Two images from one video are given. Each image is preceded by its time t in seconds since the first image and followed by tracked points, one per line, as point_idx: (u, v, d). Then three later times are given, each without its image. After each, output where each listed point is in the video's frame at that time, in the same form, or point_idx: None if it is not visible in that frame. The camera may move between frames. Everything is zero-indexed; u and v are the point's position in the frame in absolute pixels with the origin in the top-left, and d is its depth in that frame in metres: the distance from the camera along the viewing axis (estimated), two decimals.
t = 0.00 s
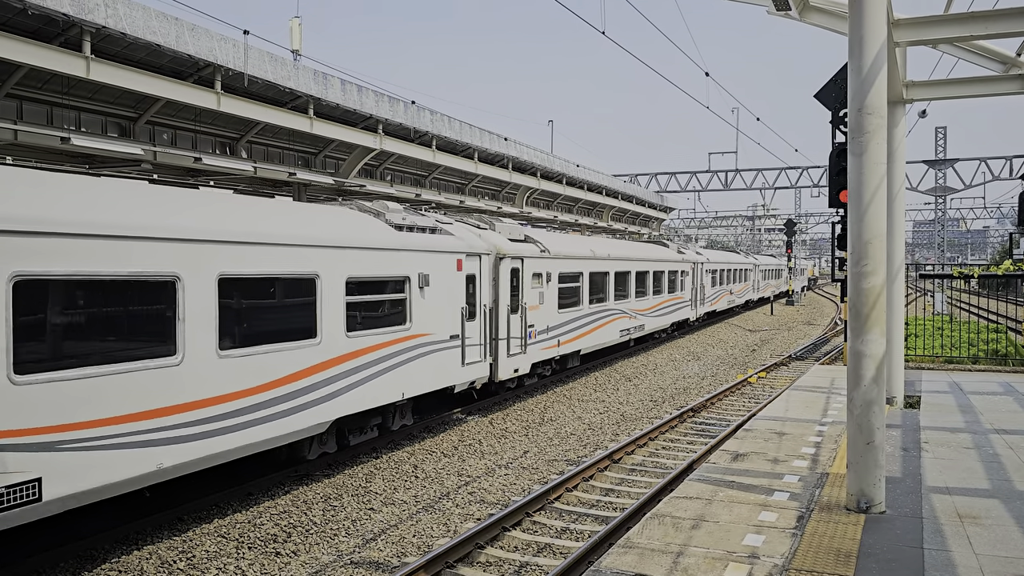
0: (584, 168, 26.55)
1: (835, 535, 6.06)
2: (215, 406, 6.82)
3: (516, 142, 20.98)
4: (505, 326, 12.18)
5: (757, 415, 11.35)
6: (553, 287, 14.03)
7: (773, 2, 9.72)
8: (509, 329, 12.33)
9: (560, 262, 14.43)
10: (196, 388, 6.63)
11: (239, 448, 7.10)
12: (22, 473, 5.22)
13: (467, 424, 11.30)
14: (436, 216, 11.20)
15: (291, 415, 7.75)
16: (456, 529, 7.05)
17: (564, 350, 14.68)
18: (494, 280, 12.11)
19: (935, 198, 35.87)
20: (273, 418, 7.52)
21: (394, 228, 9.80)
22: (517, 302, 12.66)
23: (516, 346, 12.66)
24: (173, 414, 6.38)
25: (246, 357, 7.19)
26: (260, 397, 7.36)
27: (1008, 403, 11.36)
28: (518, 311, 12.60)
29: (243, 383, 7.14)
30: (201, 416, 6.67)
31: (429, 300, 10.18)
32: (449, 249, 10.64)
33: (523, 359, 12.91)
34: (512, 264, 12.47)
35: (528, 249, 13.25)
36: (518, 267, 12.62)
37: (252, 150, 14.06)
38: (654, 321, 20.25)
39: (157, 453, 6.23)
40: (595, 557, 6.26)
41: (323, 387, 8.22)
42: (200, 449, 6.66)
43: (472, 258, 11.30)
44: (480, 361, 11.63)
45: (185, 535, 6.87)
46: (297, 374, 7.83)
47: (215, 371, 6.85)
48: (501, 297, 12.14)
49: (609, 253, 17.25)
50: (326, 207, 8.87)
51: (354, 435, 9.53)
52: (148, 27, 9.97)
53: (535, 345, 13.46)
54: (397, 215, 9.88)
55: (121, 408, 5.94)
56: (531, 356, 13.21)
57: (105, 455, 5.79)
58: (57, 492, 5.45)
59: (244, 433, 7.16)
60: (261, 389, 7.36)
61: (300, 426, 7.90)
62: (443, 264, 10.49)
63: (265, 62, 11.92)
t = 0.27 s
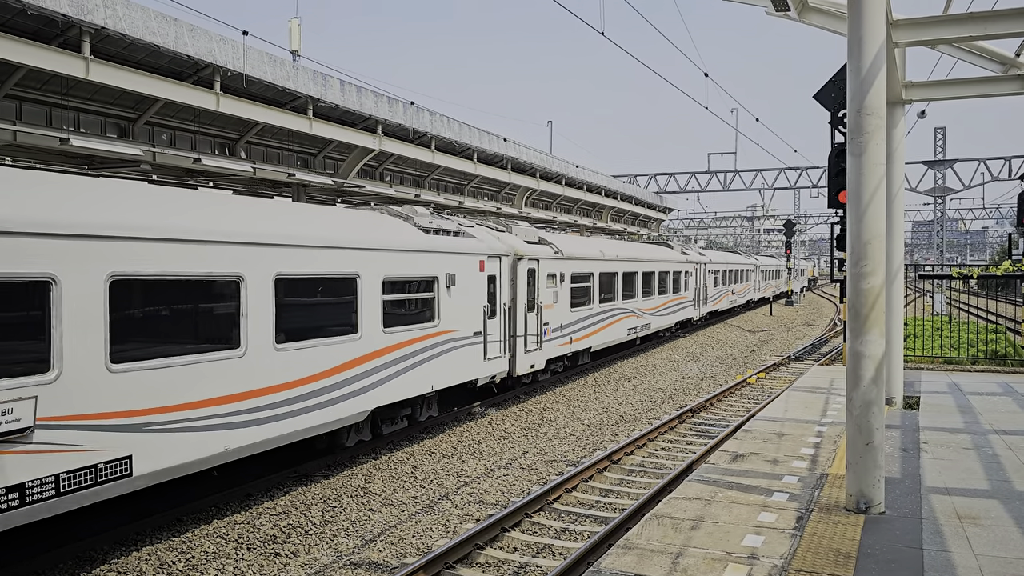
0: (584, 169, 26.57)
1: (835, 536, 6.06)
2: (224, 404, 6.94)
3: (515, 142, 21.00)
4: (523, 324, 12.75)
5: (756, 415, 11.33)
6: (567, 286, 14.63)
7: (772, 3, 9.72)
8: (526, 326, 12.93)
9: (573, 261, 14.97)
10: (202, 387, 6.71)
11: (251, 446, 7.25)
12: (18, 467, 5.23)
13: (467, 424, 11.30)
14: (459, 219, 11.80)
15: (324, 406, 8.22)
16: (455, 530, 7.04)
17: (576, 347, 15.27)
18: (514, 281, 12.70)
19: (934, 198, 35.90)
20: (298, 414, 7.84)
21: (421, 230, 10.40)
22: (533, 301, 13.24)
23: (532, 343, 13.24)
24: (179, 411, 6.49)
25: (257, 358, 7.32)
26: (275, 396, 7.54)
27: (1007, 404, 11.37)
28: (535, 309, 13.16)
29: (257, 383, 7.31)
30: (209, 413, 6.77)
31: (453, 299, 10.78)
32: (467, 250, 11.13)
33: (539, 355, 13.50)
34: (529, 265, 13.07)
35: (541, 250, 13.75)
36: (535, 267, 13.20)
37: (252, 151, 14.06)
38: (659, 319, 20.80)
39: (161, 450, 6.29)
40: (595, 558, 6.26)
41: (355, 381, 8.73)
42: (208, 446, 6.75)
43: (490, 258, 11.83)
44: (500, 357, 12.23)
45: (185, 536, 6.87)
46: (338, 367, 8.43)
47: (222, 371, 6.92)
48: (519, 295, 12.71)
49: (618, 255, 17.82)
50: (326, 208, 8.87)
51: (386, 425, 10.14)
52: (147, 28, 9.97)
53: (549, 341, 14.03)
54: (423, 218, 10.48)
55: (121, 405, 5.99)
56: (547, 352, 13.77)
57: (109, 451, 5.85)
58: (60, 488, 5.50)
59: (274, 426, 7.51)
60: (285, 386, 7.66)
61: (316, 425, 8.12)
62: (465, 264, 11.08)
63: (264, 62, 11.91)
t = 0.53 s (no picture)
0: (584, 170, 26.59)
1: (834, 537, 6.05)
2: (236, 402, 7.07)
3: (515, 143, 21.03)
4: (540, 322, 13.39)
5: (755, 416, 11.32)
6: (579, 286, 15.26)
7: (772, 4, 9.72)
8: (543, 324, 13.56)
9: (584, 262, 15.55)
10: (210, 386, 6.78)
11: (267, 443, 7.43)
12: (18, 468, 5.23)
13: (466, 426, 11.29)
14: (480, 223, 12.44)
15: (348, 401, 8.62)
16: (455, 531, 7.04)
17: (589, 345, 15.87)
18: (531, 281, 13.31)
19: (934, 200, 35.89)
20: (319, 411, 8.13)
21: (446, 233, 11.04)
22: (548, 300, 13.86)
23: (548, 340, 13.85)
24: (191, 409, 6.58)
25: (268, 356, 7.46)
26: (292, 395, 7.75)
27: (1006, 405, 11.37)
28: (550, 308, 13.74)
29: (273, 381, 7.51)
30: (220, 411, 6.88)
31: (477, 299, 11.41)
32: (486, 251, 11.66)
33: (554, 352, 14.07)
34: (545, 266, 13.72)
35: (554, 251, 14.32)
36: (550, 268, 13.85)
37: (252, 152, 14.07)
38: (665, 319, 21.38)
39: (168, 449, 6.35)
40: (595, 559, 6.26)
41: (380, 377, 9.19)
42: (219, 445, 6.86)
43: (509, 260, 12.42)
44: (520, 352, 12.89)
45: (184, 537, 6.86)
46: (374, 361, 9.08)
47: (231, 370, 7.02)
48: (536, 295, 13.29)
49: (625, 255, 18.40)
50: (325, 209, 8.87)
51: (416, 416, 10.77)
52: (147, 29, 9.97)
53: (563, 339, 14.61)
54: (448, 222, 11.12)
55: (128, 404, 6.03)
56: (561, 350, 14.36)
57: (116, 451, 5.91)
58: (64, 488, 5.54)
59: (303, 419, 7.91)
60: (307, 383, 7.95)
61: (344, 418, 8.56)
62: (487, 265, 11.70)
63: (264, 63, 11.92)
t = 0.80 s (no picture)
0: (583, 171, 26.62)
1: (834, 538, 6.05)
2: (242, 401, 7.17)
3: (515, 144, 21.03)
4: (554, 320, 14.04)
5: (755, 417, 11.32)
6: (590, 287, 15.90)
7: (772, 5, 9.73)
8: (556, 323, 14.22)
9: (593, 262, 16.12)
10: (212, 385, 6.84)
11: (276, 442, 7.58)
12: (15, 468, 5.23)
13: (466, 427, 11.29)
14: (499, 226, 13.09)
15: (363, 399, 8.90)
16: (454, 532, 7.03)
17: (598, 343, 16.51)
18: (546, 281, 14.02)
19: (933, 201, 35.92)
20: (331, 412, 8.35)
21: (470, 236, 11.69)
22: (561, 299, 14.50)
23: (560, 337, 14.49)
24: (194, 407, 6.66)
25: (275, 356, 7.57)
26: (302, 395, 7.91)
27: (1006, 405, 11.37)
28: (564, 306, 14.43)
29: (304, 376, 7.94)
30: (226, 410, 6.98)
31: (497, 299, 12.04)
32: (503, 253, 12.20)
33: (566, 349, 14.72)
34: (558, 267, 14.35)
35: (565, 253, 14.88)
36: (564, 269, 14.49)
37: (252, 153, 14.08)
38: (670, 318, 22.11)
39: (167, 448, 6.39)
40: (595, 560, 6.26)
41: (394, 376, 9.49)
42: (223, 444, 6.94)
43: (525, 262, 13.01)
44: (537, 349, 13.56)
45: (184, 538, 6.86)
46: (403, 358, 9.66)
47: (234, 370, 7.09)
48: (550, 294, 13.98)
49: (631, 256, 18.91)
50: (325, 210, 8.87)
51: (442, 408, 11.44)
52: (147, 30, 9.97)
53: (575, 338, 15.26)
54: (471, 226, 11.71)
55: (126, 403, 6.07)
56: (573, 347, 15.04)
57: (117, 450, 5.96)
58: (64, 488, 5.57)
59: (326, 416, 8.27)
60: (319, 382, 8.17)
61: (380, 408, 9.21)
62: (506, 267, 12.32)
63: (263, 64, 11.93)
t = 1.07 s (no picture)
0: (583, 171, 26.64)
1: (834, 538, 6.05)
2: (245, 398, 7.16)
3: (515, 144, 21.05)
4: (568, 318, 14.64)
5: (755, 417, 11.31)
6: (600, 285, 16.52)
7: (772, 5, 9.73)
8: (569, 321, 14.85)
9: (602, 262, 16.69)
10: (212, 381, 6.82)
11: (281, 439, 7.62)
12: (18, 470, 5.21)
13: (466, 426, 11.30)
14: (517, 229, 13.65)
15: (366, 396, 8.94)
16: (454, 532, 7.03)
17: (607, 340, 17.21)
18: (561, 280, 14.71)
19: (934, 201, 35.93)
20: (333, 407, 8.36)
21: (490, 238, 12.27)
22: (573, 298, 15.12)
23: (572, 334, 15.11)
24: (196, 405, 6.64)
25: (303, 351, 7.91)
26: (304, 390, 7.92)
27: (1005, 405, 11.38)
28: (576, 305, 15.10)
29: (348, 367, 8.59)
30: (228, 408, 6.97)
31: (516, 297, 12.65)
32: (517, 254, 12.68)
33: (577, 345, 15.34)
34: (571, 266, 14.97)
35: (575, 253, 15.44)
36: (575, 268, 15.11)
37: (252, 153, 14.08)
38: (675, 316, 22.80)
39: (169, 450, 6.38)
40: (595, 560, 6.26)
41: (397, 373, 9.53)
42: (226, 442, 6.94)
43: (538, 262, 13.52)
44: (552, 346, 14.19)
45: (184, 538, 6.86)
46: (430, 353, 10.23)
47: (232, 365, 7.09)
48: (564, 294, 14.64)
49: (638, 256, 19.53)
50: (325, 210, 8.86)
51: (465, 400, 12.09)
52: (147, 30, 9.97)
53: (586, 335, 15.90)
54: (492, 228, 12.30)
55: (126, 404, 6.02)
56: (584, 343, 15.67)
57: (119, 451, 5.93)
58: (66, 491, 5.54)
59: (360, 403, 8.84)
60: (323, 378, 8.21)
61: (413, 398, 9.86)
62: (523, 266, 12.90)
63: (263, 64, 11.92)
